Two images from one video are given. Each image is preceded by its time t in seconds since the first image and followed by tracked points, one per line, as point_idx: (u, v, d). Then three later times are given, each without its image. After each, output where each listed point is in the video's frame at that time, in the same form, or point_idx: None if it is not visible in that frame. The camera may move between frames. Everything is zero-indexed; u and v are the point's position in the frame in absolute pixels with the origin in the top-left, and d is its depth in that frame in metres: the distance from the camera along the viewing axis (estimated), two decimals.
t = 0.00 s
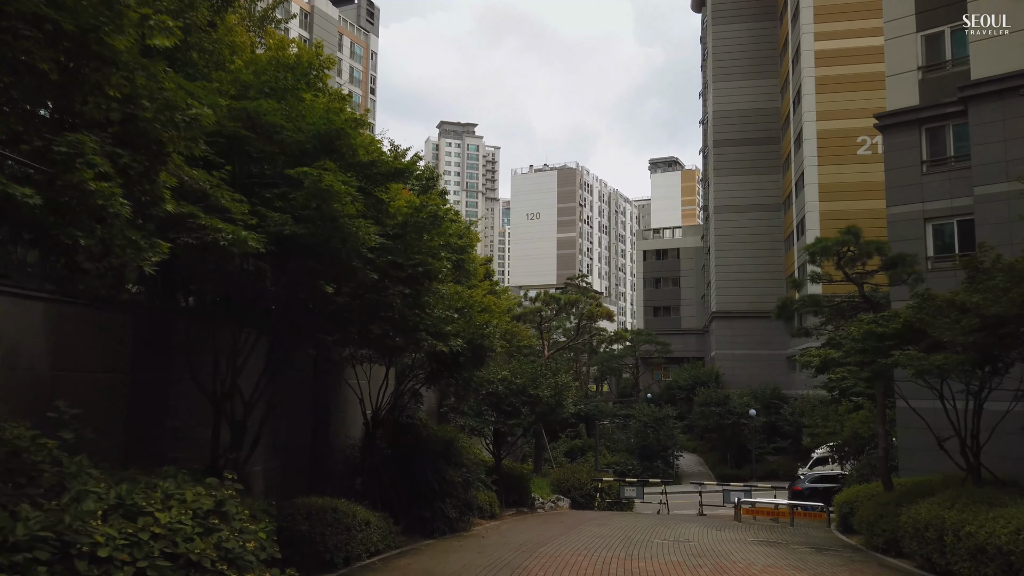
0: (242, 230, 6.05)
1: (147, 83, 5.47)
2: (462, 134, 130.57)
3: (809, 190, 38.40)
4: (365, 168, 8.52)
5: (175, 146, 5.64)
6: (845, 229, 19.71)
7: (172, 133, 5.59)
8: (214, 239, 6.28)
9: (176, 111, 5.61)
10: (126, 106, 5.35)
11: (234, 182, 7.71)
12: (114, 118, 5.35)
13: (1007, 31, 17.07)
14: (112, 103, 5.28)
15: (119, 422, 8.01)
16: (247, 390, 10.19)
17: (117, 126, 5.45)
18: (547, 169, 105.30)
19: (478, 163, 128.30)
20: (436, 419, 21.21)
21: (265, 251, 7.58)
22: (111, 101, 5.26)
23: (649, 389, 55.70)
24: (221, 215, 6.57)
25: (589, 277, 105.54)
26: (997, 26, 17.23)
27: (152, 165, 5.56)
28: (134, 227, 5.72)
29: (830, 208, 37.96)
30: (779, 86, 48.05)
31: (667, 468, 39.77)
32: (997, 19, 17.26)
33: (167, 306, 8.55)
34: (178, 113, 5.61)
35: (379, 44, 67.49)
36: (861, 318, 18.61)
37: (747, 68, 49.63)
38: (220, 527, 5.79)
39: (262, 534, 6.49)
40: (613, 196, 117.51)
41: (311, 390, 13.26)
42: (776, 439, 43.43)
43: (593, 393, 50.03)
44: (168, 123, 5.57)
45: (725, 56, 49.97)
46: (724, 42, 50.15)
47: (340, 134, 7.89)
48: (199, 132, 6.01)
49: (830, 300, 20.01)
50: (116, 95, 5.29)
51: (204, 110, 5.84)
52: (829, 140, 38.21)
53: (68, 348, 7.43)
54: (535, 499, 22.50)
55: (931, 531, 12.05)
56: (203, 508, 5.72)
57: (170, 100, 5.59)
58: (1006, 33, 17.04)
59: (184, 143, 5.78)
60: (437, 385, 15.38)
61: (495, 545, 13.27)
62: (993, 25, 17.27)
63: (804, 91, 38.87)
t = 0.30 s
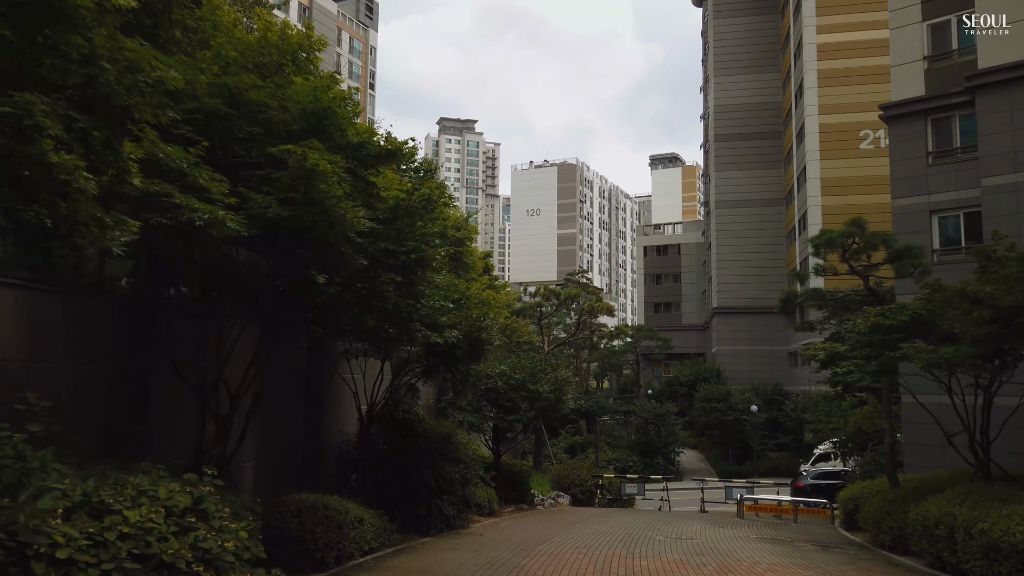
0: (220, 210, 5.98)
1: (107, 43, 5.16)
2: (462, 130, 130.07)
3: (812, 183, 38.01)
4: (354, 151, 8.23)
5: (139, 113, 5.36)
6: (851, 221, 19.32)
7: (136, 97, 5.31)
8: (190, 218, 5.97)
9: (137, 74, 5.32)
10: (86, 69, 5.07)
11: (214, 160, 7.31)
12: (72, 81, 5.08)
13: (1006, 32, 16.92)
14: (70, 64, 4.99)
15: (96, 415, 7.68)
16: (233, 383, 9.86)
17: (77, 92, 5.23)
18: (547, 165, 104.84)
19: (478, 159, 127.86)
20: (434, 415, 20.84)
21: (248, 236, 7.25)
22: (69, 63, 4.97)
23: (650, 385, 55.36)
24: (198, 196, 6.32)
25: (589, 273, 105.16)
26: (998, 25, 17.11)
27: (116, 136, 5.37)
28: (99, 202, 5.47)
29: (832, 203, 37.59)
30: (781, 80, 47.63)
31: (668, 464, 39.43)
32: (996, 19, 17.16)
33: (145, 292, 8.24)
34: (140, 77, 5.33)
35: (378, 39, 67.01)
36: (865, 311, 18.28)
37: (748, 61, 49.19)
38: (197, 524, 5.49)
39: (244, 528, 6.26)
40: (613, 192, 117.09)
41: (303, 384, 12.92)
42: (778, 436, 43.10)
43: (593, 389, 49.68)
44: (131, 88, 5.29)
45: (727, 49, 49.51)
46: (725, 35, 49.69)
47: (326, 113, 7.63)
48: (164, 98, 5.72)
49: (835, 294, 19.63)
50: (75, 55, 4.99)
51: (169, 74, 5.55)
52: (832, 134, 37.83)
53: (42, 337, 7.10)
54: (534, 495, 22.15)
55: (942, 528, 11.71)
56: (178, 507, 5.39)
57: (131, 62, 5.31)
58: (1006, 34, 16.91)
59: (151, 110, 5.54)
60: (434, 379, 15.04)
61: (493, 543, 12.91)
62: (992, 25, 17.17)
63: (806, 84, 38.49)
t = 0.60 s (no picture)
0: (201, 188, 5.70)
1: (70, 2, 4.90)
2: (463, 125, 129.50)
3: (815, 176, 37.62)
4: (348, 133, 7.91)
5: (107, 79, 5.20)
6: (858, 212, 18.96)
7: (101, 63, 5.13)
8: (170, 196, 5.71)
9: (103, 33, 5.07)
10: (48, 30, 4.86)
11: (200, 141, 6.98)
12: (33, 41, 4.88)
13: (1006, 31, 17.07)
14: (27, 24, 4.78)
15: (79, 409, 7.39)
16: (225, 376, 9.57)
17: (36, 53, 5.03)
18: (548, 160, 104.50)
19: (479, 155, 127.57)
20: (434, 409, 20.54)
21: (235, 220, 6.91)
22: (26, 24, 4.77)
23: (652, 380, 55.10)
24: (179, 175, 6.02)
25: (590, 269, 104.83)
26: (998, 25, 17.22)
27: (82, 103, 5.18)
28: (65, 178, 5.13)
29: (836, 196, 37.20)
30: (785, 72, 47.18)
31: (671, 460, 39.17)
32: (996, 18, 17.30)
33: (129, 280, 7.96)
34: (106, 37, 5.08)
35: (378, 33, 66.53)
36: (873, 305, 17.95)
37: (751, 54, 48.72)
38: (178, 521, 5.19)
39: (231, 526, 5.96)
40: (615, 187, 116.66)
41: (299, 378, 12.61)
42: (781, 431, 42.80)
43: (595, 384, 49.40)
44: (97, 51, 5.09)
45: (730, 42, 49.03)
46: (728, 27, 49.21)
47: (318, 93, 7.35)
48: (133, 61, 5.47)
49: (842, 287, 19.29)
50: (34, 12, 4.77)
51: (139, 35, 5.29)
52: (835, 126, 37.45)
53: (22, 326, 6.83)
54: (536, 491, 21.87)
55: (956, 525, 11.39)
56: (158, 505, 5.09)
57: (96, 21, 5.04)
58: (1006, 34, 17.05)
59: (120, 76, 5.34)
60: (433, 374, 14.71)
61: (494, 540, 12.58)
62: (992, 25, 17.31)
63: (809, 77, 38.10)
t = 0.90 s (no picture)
0: (181, 169, 5.53)
1: None
2: (465, 123, 128.96)
3: (820, 173, 37.25)
4: (345, 118, 7.85)
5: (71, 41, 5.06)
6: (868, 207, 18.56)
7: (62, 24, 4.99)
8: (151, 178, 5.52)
9: None
10: None
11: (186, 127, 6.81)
12: None
13: (1008, 31, 17.07)
14: None
15: (63, 407, 7.07)
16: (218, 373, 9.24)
17: None
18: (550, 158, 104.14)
19: (480, 153, 127.13)
20: (436, 408, 20.19)
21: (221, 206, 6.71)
22: None
23: (654, 379, 54.72)
24: (161, 157, 5.84)
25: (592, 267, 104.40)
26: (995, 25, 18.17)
27: (46, 72, 5.15)
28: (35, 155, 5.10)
29: (840, 193, 36.82)
30: (788, 68, 46.79)
31: (674, 459, 38.84)
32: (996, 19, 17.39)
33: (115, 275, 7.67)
34: None
35: (379, 29, 65.96)
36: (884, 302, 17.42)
37: (754, 50, 48.33)
38: (160, 531, 4.97)
39: (215, 528, 5.69)
40: (617, 185, 116.18)
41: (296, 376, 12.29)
42: (785, 430, 42.45)
43: (597, 383, 49.04)
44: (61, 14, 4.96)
45: (732, 38, 48.62)
46: (731, 23, 48.81)
47: (311, 76, 7.17)
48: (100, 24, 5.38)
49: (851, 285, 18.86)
50: None
51: None
52: (840, 122, 37.02)
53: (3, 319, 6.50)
54: (539, 491, 21.52)
55: (972, 527, 11.05)
56: (137, 511, 4.93)
57: None
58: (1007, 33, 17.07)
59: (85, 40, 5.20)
60: (435, 372, 14.38)
61: (497, 542, 12.20)
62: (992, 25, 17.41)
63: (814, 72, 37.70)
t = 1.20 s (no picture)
0: (154, 139, 5.36)
1: None
2: (466, 119, 128.41)
3: (824, 167, 36.79)
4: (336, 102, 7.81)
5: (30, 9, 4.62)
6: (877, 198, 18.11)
7: None
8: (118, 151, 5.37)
9: None
10: None
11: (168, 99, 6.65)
12: None
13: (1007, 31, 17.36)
14: None
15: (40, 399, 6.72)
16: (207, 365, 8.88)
17: None
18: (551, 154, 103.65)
19: (482, 150, 126.60)
20: (435, 403, 19.80)
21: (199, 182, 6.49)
22: None
23: (656, 375, 54.29)
24: (133, 126, 5.62)
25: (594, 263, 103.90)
26: (998, 25, 17.80)
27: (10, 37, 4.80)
28: None
29: (846, 187, 36.39)
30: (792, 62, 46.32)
31: (676, 456, 38.49)
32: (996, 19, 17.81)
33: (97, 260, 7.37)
34: None
35: (379, 24, 65.37)
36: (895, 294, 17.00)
37: (757, 44, 47.85)
38: (132, 529, 4.83)
39: (195, 526, 5.40)
40: (618, 181, 115.65)
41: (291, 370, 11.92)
42: (788, 426, 42.05)
43: (599, 379, 48.61)
44: None
45: (735, 32, 48.15)
46: (734, 17, 48.34)
47: (300, 44, 7.18)
48: None
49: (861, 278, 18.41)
50: None
51: None
52: (845, 116, 36.61)
53: None
54: (540, 488, 21.13)
55: (991, 525, 10.66)
56: (107, 509, 4.74)
57: None
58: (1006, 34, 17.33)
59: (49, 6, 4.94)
60: (435, 366, 14.06)
61: (499, 541, 11.83)
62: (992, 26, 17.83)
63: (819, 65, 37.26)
